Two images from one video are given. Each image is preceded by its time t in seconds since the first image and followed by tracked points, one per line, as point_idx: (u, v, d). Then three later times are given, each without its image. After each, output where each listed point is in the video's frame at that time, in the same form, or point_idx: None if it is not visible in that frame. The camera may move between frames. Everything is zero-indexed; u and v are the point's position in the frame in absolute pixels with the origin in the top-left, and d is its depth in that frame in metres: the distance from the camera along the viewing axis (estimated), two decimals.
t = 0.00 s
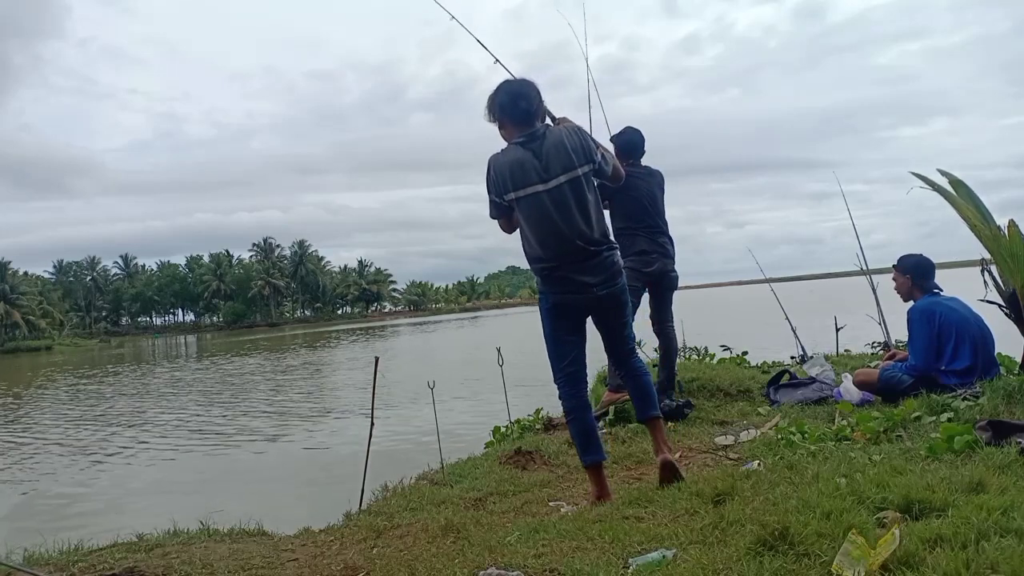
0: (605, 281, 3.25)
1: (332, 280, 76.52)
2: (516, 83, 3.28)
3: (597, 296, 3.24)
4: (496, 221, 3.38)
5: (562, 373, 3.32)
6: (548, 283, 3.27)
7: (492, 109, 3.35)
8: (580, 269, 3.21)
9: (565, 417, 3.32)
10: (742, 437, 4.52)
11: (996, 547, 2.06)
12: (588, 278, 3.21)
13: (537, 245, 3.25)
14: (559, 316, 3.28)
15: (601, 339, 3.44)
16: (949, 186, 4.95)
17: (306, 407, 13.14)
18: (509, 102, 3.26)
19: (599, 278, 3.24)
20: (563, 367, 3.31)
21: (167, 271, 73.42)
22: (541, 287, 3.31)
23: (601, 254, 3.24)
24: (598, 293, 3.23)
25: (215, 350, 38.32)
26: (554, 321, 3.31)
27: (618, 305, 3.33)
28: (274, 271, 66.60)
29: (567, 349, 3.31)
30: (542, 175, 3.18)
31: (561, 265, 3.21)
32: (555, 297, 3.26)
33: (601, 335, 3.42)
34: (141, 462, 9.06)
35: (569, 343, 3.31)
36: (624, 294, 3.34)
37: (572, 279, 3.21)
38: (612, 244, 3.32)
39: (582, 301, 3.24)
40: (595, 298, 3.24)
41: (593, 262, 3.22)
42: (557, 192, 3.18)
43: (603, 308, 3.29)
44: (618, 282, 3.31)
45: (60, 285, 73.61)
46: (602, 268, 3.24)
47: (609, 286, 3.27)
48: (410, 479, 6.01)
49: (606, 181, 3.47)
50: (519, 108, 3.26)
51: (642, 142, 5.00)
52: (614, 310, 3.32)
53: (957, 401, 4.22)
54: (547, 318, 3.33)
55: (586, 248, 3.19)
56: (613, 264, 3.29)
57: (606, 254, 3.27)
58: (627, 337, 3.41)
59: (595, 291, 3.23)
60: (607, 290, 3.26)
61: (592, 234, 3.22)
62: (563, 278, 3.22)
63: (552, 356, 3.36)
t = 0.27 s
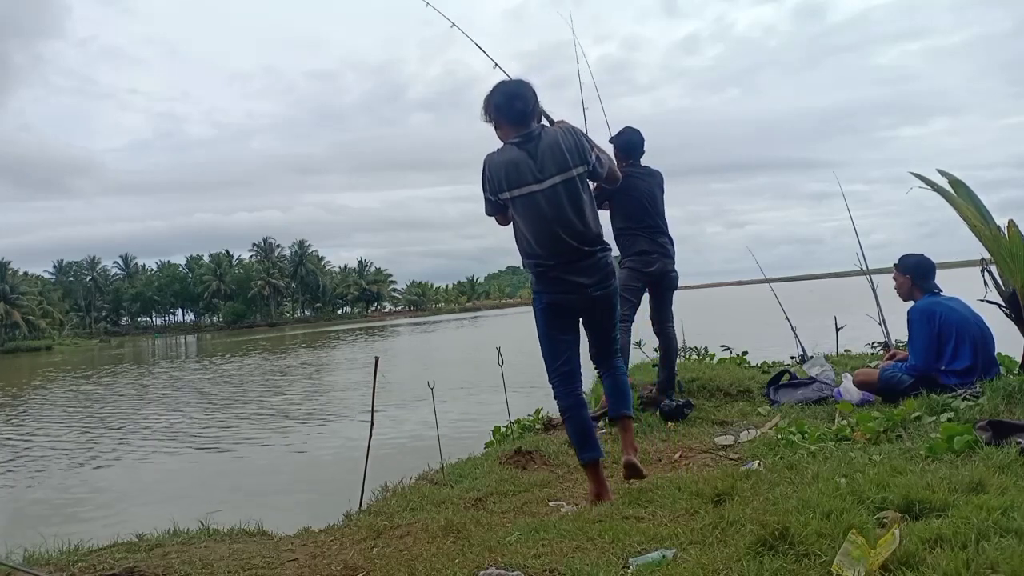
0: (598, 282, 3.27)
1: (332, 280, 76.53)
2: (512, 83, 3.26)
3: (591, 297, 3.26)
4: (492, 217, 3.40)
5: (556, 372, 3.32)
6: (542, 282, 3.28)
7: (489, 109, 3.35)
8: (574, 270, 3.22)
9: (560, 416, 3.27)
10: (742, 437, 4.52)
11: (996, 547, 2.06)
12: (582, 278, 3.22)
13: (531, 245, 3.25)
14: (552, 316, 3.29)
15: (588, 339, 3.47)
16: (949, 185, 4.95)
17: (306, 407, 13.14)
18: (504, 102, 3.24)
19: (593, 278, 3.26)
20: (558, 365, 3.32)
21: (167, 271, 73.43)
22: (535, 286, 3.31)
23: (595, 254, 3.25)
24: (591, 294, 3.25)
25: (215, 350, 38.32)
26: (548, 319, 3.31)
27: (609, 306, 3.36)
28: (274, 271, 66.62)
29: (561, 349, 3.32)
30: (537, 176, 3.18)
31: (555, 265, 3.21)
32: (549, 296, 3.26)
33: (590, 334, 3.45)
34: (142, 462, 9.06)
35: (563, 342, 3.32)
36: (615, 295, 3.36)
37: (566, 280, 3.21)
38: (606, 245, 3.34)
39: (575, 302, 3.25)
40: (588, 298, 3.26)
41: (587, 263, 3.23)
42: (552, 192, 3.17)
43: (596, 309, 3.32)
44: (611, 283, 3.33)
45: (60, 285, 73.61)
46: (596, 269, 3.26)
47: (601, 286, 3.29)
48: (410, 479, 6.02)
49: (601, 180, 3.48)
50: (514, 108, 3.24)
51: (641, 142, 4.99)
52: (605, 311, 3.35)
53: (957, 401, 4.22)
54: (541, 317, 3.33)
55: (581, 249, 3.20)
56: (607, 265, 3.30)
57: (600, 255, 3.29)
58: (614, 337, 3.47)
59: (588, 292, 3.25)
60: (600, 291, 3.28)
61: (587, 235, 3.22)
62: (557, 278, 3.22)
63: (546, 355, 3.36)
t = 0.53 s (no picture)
0: (589, 287, 3.30)
1: (332, 280, 76.53)
2: (509, 89, 3.32)
3: (581, 302, 3.27)
4: (488, 222, 3.38)
5: (548, 373, 3.31)
6: (534, 285, 3.28)
7: (486, 115, 3.39)
8: (566, 274, 3.23)
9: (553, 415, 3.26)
10: (742, 437, 4.52)
11: (996, 547, 2.06)
12: (573, 282, 3.25)
13: (525, 246, 3.26)
14: (542, 319, 3.28)
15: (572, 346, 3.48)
16: (949, 185, 4.95)
17: (306, 407, 13.14)
18: (502, 107, 3.29)
19: (584, 283, 3.28)
20: (549, 367, 3.30)
21: (167, 271, 73.41)
22: (526, 288, 3.31)
23: (587, 260, 3.28)
24: (581, 299, 3.27)
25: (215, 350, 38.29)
26: (538, 322, 3.29)
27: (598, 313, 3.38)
28: (274, 271, 66.62)
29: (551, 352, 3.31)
30: (533, 179, 3.20)
31: (548, 267, 3.22)
32: (539, 298, 3.26)
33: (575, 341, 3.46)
34: (141, 462, 9.06)
35: (553, 345, 3.31)
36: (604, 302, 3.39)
37: (559, 282, 3.22)
38: (598, 251, 3.37)
39: (566, 305, 3.26)
40: (579, 303, 3.28)
41: (580, 268, 3.26)
42: (548, 195, 3.19)
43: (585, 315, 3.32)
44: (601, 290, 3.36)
45: (60, 285, 73.60)
46: (587, 274, 3.28)
47: (592, 292, 3.31)
48: (410, 479, 6.02)
49: (595, 186, 3.51)
50: (511, 113, 3.29)
51: (641, 142, 5.00)
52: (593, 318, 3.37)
53: (957, 401, 4.22)
54: (530, 319, 3.32)
55: (574, 253, 3.22)
56: (598, 272, 3.34)
57: (592, 261, 3.32)
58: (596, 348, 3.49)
59: (579, 296, 3.26)
60: (591, 297, 3.31)
61: (581, 240, 3.25)
62: (549, 280, 3.23)
63: (536, 355, 3.34)
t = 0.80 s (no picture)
0: (578, 296, 3.30)
1: (332, 280, 76.55)
2: (506, 99, 3.31)
3: (569, 311, 3.28)
4: (483, 228, 3.38)
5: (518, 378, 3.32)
6: (523, 293, 3.27)
7: (482, 124, 3.38)
8: (555, 282, 3.24)
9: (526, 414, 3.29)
10: (742, 437, 4.52)
11: (996, 547, 2.06)
12: (563, 290, 3.25)
13: (516, 254, 3.27)
14: (528, 326, 3.27)
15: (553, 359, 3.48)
16: (949, 186, 4.95)
17: (306, 407, 13.14)
18: (498, 117, 3.29)
19: (572, 292, 3.28)
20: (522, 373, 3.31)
21: (167, 271, 73.42)
22: (515, 296, 3.30)
23: (576, 269, 3.29)
24: (569, 308, 3.27)
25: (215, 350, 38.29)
26: (524, 329, 3.29)
27: (585, 323, 3.38)
28: (274, 271, 66.63)
29: (527, 360, 3.31)
30: (528, 188, 3.21)
31: (538, 275, 3.22)
32: (528, 306, 3.25)
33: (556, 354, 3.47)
34: (142, 462, 9.06)
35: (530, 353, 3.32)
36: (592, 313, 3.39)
37: (547, 290, 3.22)
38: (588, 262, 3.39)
39: (553, 314, 3.26)
40: (567, 312, 3.28)
41: (569, 276, 3.26)
42: (542, 204, 3.21)
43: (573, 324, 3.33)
44: (590, 300, 3.36)
45: (60, 284, 73.61)
46: (576, 283, 3.29)
47: (580, 302, 3.32)
48: (409, 479, 6.01)
49: (590, 197, 3.53)
50: (506, 123, 3.29)
51: (641, 143, 5.00)
52: (577, 329, 3.38)
53: (957, 401, 4.22)
54: (515, 326, 3.31)
55: (564, 262, 3.23)
56: (587, 283, 3.34)
57: (582, 272, 3.32)
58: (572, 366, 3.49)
59: (567, 305, 3.26)
60: (579, 306, 3.31)
61: (572, 249, 3.26)
62: (539, 288, 3.23)
63: (511, 359, 3.35)
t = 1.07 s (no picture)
0: (568, 297, 3.29)
1: (332, 280, 76.57)
2: (498, 103, 3.35)
3: (559, 313, 3.27)
4: (475, 230, 3.40)
5: (492, 374, 3.39)
6: (512, 295, 3.29)
7: (475, 128, 3.41)
8: (545, 284, 3.23)
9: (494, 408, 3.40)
10: (742, 437, 4.51)
11: (996, 547, 2.06)
12: (552, 292, 3.24)
13: (506, 256, 3.28)
14: (516, 327, 3.29)
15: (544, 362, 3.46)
16: (949, 186, 4.95)
17: (306, 407, 13.14)
18: (490, 121, 3.32)
19: (562, 294, 3.27)
20: (494, 368, 3.39)
21: (167, 271, 73.44)
22: (504, 298, 3.32)
23: (567, 270, 3.28)
24: (559, 309, 3.26)
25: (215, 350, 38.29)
26: (512, 330, 3.31)
27: (576, 324, 3.37)
28: (274, 271, 66.65)
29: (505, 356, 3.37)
30: (517, 191, 3.22)
31: (527, 278, 3.23)
32: (517, 307, 3.26)
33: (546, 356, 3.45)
34: (142, 462, 9.06)
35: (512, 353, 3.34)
36: (584, 315, 3.37)
37: (535, 292, 3.23)
38: (580, 263, 3.38)
39: (541, 315, 3.26)
40: (556, 313, 3.27)
41: (559, 278, 3.25)
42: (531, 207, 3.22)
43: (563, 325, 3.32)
44: (581, 301, 3.35)
45: (60, 284, 73.62)
46: (567, 285, 3.28)
47: (571, 304, 3.31)
48: (409, 479, 6.01)
49: (581, 201, 3.52)
50: (498, 127, 3.31)
51: (640, 143, 5.00)
52: (566, 331, 3.36)
53: (957, 401, 4.22)
54: (501, 327, 3.34)
55: (554, 264, 3.23)
56: (578, 284, 3.33)
57: (573, 273, 3.31)
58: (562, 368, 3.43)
59: (556, 306, 3.26)
60: (569, 307, 3.30)
61: (563, 251, 3.25)
62: (528, 290, 3.23)
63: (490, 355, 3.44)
